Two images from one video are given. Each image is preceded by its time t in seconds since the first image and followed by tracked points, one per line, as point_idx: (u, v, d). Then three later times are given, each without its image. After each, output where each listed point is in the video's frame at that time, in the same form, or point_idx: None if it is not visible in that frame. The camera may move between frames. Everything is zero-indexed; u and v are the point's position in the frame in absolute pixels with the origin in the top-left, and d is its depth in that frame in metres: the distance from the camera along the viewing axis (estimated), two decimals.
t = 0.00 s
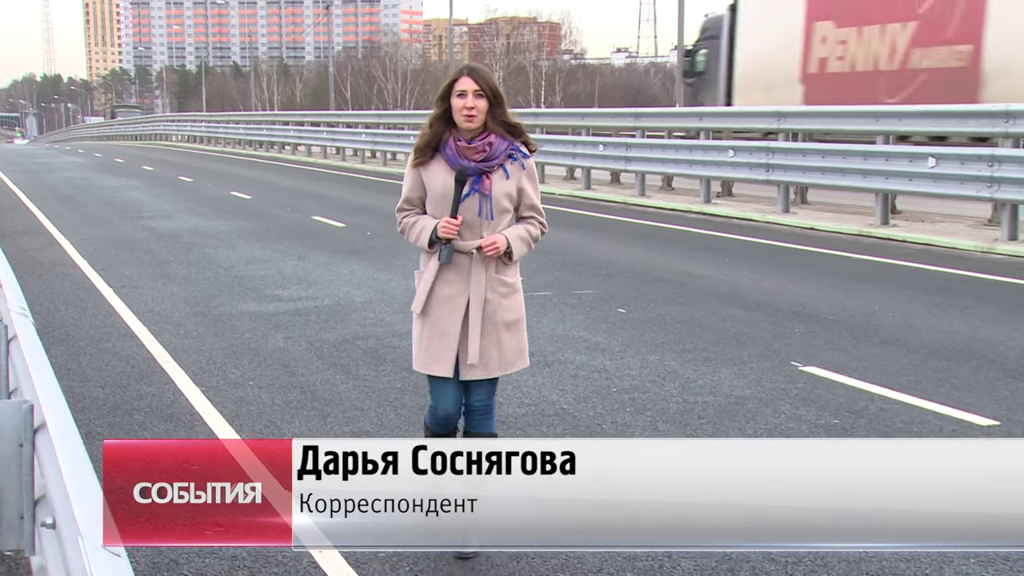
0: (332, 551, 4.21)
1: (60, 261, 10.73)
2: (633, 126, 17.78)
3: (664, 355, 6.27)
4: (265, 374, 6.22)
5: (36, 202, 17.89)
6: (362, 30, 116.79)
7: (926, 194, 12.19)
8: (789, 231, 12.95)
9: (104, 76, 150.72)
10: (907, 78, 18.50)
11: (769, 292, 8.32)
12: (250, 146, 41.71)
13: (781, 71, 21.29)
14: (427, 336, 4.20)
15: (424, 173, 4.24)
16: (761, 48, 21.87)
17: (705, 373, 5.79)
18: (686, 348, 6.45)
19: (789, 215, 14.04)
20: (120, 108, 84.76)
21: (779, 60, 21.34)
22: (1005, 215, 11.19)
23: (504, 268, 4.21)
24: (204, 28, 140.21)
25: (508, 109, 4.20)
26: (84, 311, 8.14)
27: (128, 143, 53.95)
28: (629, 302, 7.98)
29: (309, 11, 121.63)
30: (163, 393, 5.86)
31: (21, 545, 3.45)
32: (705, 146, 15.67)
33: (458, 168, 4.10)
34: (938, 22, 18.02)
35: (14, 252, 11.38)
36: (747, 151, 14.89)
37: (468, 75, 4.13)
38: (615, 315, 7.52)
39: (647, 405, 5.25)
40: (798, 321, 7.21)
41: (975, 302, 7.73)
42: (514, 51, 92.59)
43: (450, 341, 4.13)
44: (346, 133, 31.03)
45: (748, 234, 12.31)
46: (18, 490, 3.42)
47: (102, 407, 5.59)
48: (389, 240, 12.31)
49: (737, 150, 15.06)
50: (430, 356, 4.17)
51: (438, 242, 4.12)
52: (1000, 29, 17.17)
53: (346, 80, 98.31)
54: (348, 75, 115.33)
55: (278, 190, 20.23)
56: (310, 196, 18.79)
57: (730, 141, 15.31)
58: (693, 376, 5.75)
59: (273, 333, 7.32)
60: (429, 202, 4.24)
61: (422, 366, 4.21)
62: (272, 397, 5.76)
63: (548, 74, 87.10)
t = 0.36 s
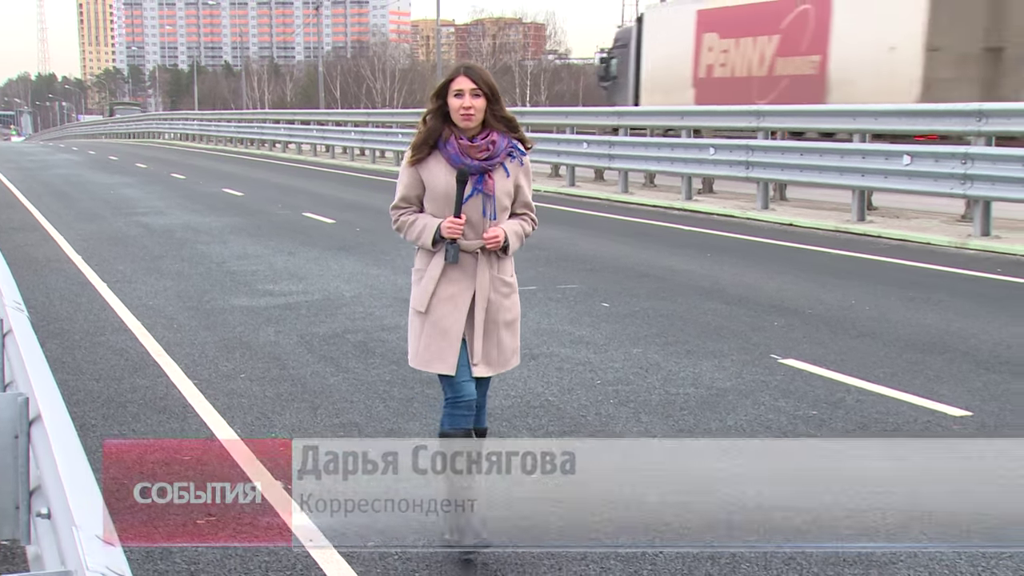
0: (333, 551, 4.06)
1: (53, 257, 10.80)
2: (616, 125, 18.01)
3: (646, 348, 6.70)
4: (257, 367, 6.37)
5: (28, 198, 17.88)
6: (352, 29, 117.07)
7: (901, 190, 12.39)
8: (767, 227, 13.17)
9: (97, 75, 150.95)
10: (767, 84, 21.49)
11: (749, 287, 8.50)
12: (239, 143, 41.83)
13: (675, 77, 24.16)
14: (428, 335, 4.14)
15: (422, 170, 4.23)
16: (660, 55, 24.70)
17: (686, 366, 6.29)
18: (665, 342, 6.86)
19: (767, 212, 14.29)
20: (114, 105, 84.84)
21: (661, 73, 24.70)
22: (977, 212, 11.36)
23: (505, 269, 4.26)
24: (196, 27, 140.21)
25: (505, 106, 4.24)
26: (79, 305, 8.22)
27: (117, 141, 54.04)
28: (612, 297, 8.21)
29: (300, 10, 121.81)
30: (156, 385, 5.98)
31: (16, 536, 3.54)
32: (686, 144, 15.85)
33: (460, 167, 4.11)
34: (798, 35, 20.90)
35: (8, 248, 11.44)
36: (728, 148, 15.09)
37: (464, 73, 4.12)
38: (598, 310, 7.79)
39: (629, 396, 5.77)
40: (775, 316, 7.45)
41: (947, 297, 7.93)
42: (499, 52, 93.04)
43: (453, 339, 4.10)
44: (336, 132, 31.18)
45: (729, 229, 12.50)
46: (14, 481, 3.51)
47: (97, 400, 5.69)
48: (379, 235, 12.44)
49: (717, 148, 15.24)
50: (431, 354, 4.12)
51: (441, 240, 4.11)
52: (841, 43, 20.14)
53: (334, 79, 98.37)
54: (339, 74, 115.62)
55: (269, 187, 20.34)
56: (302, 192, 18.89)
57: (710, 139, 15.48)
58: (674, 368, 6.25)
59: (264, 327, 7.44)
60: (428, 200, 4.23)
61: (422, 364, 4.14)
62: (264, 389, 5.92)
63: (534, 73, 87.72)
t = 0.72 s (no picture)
0: (322, 541, 4.17)
1: (47, 253, 10.86)
2: (600, 124, 18.19)
3: (629, 341, 6.86)
4: (248, 361, 6.47)
5: (20, 196, 17.88)
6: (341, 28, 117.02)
7: (878, 188, 12.54)
8: (747, 223, 13.33)
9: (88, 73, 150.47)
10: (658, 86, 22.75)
11: (731, 284, 8.63)
12: (229, 142, 41.91)
13: (586, 78, 25.34)
14: (446, 343, 4.09)
15: (428, 178, 4.19)
16: (573, 57, 25.94)
17: (669, 359, 6.43)
18: (648, 335, 7.02)
19: (747, 208, 14.37)
20: (110, 101, 84.83)
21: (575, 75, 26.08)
22: (950, 209, 11.56)
23: (515, 273, 4.28)
24: (187, 26, 140.23)
25: (506, 111, 4.21)
26: (72, 300, 8.29)
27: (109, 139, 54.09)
28: (596, 292, 8.39)
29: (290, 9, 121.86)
30: (149, 378, 6.08)
31: (11, 526, 3.64)
32: (668, 142, 16.01)
33: (469, 173, 4.10)
34: (689, 46, 22.21)
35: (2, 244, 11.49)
36: (709, 146, 15.21)
37: (466, 79, 4.08)
38: (583, 304, 7.96)
39: (613, 388, 5.93)
40: (755, 311, 7.63)
41: (922, 293, 8.09)
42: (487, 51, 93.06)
43: (471, 347, 4.09)
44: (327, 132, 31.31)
45: (709, 226, 12.68)
46: (10, 472, 3.61)
47: (90, 393, 5.77)
48: (368, 232, 12.53)
49: (699, 146, 15.38)
50: (450, 362, 4.08)
51: (456, 246, 4.07)
52: (722, 51, 21.35)
53: (324, 79, 98.44)
54: (329, 73, 115.70)
55: (261, 184, 20.42)
56: (292, 190, 18.96)
57: (692, 137, 15.61)
58: (657, 361, 6.40)
59: (255, 321, 7.54)
60: (436, 209, 4.20)
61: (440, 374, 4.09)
62: (255, 382, 6.04)
63: (521, 74, 88.40)
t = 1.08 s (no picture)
0: (312, 531, 4.27)
1: (41, 250, 10.91)
2: (584, 124, 18.48)
3: (613, 336, 7.00)
4: (240, 355, 6.56)
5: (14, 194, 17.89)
6: (332, 28, 117.54)
7: (855, 186, 12.69)
8: (726, 220, 13.53)
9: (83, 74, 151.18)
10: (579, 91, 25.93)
11: (714, 280, 8.78)
12: (220, 142, 42.07)
13: (520, 82, 28.19)
14: (452, 339, 4.13)
15: (429, 172, 4.21)
16: (509, 65, 28.71)
17: (652, 353, 6.57)
18: (632, 330, 7.16)
19: (727, 206, 14.67)
20: (108, 99, 86.22)
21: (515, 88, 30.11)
22: (926, 207, 11.74)
23: (519, 265, 4.29)
24: (181, 27, 140.65)
25: (505, 105, 4.26)
26: (66, 296, 8.36)
27: (100, 138, 54.24)
28: (581, 288, 8.55)
29: (281, 10, 122.33)
30: (143, 372, 6.18)
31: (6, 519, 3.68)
32: (651, 141, 16.28)
33: (471, 165, 4.12)
34: (602, 53, 25.24)
35: None
36: (691, 146, 15.52)
37: (465, 70, 4.11)
38: (568, 300, 8.11)
39: (597, 381, 6.06)
40: (737, 306, 7.78)
41: (898, 288, 8.26)
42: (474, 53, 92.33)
43: (478, 342, 4.12)
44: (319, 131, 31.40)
45: (689, 223, 12.88)
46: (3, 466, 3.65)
47: (85, 387, 5.86)
48: (358, 229, 12.64)
49: (681, 145, 15.69)
50: (456, 358, 4.13)
51: (458, 239, 4.10)
52: (629, 57, 24.22)
53: (314, 80, 98.99)
54: (320, 72, 116.21)
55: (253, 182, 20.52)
56: (284, 188, 19.06)
57: (674, 137, 15.93)
58: (640, 355, 6.54)
59: (247, 317, 7.64)
60: (438, 203, 4.21)
61: (447, 370, 4.13)
62: (247, 376, 6.14)
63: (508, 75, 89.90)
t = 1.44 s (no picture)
0: (300, 524, 4.36)
1: (32, 248, 10.97)
2: (566, 123, 18.74)
3: (595, 332, 7.14)
4: (229, 351, 6.67)
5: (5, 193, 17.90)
6: (320, 28, 117.55)
7: (830, 185, 12.96)
8: (705, 218, 13.75)
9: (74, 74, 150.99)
10: (509, 93, 29.20)
11: (696, 277, 8.92)
12: (208, 140, 42.03)
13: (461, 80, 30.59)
14: (437, 342, 4.15)
15: (420, 173, 4.21)
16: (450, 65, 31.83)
17: (633, 348, 6.71)
18: (613, 325, 7.31)
19: (706, 204, 14.86)
20: (97, 100, 86.10)
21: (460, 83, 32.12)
22: (899, 205, 11.97)
23: (512, 269, 4.20)
24: (170, 27, 140.45)
25: (503, 106, 4.21)
26: (58, 293, 8.43)
27: (86, 138, 54.09)
28: (564, 285, 8.69)
29: (271, 10, 122.35)
30: (134, 367, 6.28)
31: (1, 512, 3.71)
32: (632, 142, 16.54)
33: (459, 170, 4.10)
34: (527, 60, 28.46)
35: None
36: (670, 146, 15.74)
37: (465, 70, 4.10)
38: (550, 296, 8.25)
39: (578, 376, 6.20)
40: (716, 302, 7.94)
41: (874, 284, 8.43)
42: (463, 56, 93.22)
43: (462, 345, 4.10)
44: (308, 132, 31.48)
45: (669, 221, 13.10)
46: None
47: (77, 382, 5.95)
48: (346, 227, 12.73)
49: (660, 145, 15.94)
50: (442, 361, 4.14)
51: (443, 245, 4.09)
52: (549, 63, 27.46)
53: (301, 81, 99.04)
54: (308, 73, 116.30)
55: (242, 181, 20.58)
56: (273, 187, 19.11)
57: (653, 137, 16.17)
58: (621, 351, 6.67)
59: (236, 313, 7.73)
60: (428, 205, 4.22)
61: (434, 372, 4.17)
62: (236, 371, 6.24)
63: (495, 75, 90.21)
